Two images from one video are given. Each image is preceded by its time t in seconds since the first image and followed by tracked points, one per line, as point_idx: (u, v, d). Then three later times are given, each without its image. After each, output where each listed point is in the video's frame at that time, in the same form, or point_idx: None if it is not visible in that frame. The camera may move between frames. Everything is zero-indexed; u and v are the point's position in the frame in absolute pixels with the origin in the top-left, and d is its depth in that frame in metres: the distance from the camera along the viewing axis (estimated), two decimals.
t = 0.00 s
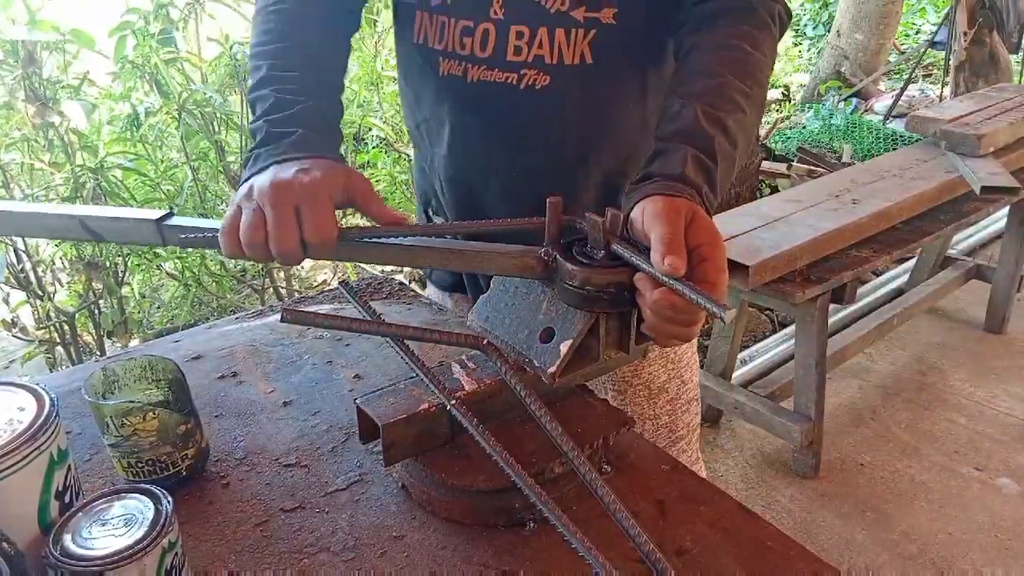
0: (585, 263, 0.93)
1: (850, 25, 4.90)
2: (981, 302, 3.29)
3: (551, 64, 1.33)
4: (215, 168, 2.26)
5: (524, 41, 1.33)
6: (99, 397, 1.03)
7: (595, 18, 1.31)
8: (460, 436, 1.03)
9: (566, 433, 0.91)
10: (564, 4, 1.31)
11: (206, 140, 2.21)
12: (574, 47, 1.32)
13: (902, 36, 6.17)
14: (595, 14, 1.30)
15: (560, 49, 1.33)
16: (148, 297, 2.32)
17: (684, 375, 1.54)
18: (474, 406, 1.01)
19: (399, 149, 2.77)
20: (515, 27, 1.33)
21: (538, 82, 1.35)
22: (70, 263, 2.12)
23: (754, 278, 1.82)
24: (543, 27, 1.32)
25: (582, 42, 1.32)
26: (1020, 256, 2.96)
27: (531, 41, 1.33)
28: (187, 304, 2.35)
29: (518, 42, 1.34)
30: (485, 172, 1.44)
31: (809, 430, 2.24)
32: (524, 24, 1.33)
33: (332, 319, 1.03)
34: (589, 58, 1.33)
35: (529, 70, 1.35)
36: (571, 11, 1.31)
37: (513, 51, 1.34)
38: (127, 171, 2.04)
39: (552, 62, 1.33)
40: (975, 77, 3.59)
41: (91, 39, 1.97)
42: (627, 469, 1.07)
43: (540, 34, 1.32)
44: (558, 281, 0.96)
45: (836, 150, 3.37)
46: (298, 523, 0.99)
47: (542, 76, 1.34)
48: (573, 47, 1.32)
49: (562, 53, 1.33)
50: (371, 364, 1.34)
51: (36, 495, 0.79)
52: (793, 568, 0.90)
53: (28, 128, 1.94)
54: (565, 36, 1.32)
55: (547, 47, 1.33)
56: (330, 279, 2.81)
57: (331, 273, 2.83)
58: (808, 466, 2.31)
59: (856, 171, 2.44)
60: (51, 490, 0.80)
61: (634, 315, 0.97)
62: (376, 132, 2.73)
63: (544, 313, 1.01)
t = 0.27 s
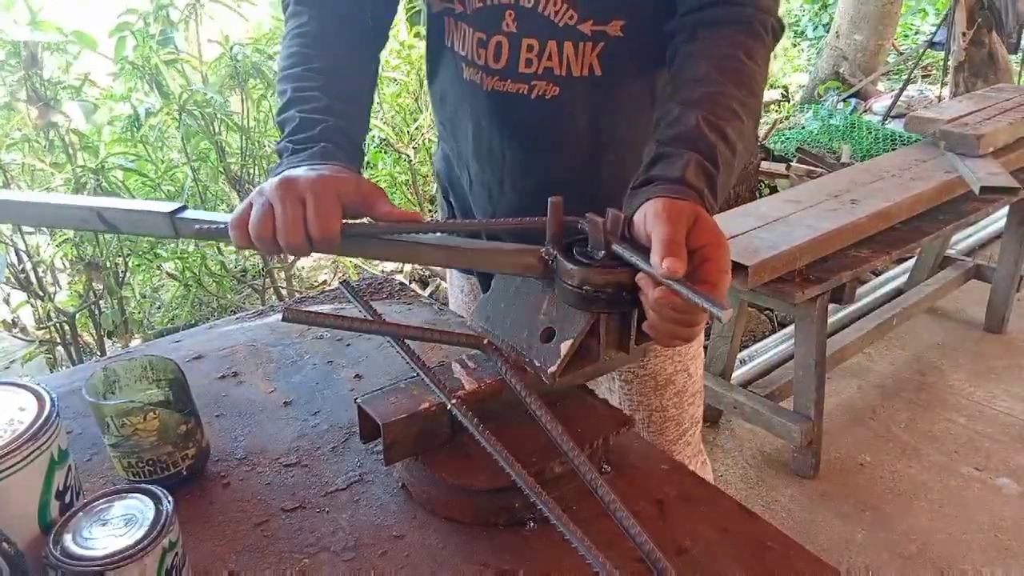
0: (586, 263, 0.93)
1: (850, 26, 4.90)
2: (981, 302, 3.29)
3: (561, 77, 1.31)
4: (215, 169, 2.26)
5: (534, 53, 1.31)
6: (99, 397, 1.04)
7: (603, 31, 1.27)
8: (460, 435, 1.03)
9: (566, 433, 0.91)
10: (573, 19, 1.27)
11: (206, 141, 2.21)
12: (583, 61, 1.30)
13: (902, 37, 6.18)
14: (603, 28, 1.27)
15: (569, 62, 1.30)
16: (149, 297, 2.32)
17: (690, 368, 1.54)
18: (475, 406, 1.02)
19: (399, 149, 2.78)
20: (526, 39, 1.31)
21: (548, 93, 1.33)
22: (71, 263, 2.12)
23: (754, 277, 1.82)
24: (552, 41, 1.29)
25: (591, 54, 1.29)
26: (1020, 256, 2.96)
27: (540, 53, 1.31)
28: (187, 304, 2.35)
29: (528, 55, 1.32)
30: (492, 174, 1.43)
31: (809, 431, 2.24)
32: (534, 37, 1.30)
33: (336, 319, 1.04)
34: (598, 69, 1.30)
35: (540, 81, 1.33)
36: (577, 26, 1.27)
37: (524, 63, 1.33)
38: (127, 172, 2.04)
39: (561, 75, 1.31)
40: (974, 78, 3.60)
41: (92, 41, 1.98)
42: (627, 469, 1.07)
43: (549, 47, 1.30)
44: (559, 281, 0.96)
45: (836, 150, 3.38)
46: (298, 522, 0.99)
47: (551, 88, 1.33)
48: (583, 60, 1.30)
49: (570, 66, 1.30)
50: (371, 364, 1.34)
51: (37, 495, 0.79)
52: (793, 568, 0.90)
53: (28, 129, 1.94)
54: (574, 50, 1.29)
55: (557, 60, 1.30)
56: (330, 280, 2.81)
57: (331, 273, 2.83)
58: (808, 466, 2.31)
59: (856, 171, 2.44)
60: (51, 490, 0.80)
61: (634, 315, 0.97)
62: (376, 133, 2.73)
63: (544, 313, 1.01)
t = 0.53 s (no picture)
0: (586, 263, 0.93)
1: (850, 25, 4.89)
2: (980, 302, 3.29)
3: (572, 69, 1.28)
4: (215, 168, 2.27)
5: (544, 46, 1.27)
6: (98, 397, 1.03)
7: (614, 20, 1.25)
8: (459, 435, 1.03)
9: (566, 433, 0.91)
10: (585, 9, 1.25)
11: (206, 140, 2.21)
12: (594, 52, 1.27)
13: (902, 36, 6.17)
14: (614, 16, 1.25)
15: (580, 54, 1.27)
16: (148, 296, 2.32)
17: (695, 375, 1.54)
18: (474, 406, 1.01)
19: (399, 148, 2.77)
20: (534, 32, 1.27)
21: (558, 87, 1.30)
22: (70, 262, 2.12)
23: (755, 277, 1.82)
24: (563, 33, 1.26)
25: (602, 45, 1.27)
26: (1020, 256, 2.96)
27: (551, 45, 1.27)
28: (187, 303, 2.35)
29: (537, 48, 1.28)
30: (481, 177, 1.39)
31: (809, 430, 2.24)
32: (544, 29, 1.27)
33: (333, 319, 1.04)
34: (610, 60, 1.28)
35: (550, 75, 1.29)
36: (588, 15, 1.25)
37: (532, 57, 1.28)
38: (127, 171, 2.04)
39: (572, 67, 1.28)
40: (974, 77, 3.60)
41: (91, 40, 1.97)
42: (627, 469, 1.07)
43: (560, 39, 1.26)
44: (559, 280, 0.96)
45: (837, 150, 3.37)
46: (297, 522, 0.99)
47: (562, 82, 1.29)
48: (594, 50, 1.27)
49: (581, 57, 1.27)
50: (371, 364, 1.34)
51: (36, 495, 0.78)
52: (793, 568, 0.90)
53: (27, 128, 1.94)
54: (585, 41, 1.26)
55: (568, 53, 1.27)
56: (330, 279, 2.81)
57: (331, 273, 2.82)
58: (808, 466, 2.31)
59: (857, 171, 2.43)
60: (50, 490, 0.80)
61: (634, 314, 0.97)
62: (376, 132, 2.73)
63: (543, 313, 1.01)
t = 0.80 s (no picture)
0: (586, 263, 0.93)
1: (850, 25, 4.90)
2: (980, 302, 3.29)
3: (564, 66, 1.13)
4: (216, 169, 2.27)
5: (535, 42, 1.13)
6: (99, 397, 1.04)
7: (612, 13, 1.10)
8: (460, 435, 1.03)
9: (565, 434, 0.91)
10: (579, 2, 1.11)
11: (206, 141, 2.21)
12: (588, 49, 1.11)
13: (902, 37, 6.18)
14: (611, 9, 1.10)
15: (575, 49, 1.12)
16: (149, 297, 2.33)
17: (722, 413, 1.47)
18: (474, 406, 1.02)
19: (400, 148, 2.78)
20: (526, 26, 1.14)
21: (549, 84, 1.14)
22: (71, 263, 2.12)
23: (754, 278, 1.82)
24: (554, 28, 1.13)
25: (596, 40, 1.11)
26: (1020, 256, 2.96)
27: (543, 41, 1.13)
28: (187, 304, 2.35)
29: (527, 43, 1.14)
30: (494, 188, 1.25)
31: (809, 431, 2.24)
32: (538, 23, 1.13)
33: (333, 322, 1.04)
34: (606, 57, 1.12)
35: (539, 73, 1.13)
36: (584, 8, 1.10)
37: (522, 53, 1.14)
38: (127, 172, 2.05)
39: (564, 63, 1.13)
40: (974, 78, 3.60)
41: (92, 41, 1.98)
42: (628, 470, 1.07)
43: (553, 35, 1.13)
44: (557, 280, 0.96)
45: (837, 150, 3.38)
46: (298, 523, 0.99)
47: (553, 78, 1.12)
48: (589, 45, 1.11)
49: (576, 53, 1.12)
50: (371, 364, 1.34)
51: (37, 495, 0.79)
52: (793, 568, 0.90)
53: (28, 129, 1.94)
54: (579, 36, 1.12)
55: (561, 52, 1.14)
56: (330, 280, 2.81)
57: (331, 274, 2.83)
58: (808, 466, 2.31)
59: (856, 171, 2.43)
60: (51, 490, 0.80)
61: (633, 312, 0.97)
62: (376, 133, 2.74)
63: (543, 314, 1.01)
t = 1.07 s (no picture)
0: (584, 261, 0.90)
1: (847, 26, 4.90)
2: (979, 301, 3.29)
3: (679, 93, 0.86)
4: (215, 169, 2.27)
5: (653, 57, 0.87)
6: (100, 397, 1.04)
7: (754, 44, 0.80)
8: (459, 436, 1.03)
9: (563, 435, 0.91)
10: (715, 23, 0.82)
11: (206, 141, 2.21)
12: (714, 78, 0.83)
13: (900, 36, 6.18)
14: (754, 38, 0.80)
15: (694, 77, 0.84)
16: (149, 297, 2.33)
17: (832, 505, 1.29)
18: (474, 406, 1.01)
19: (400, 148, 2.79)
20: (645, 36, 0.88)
21: (658, 112, 0.88)
22: (71, 263, 2.12)
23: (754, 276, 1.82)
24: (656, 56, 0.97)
25: (726, 70, 0.82)
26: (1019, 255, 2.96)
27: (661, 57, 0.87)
28: (188, 304, 2.35)
29: (646, 57, 0.88)
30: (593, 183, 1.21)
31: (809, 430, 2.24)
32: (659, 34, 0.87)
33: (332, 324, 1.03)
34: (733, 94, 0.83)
35: (650, 95, 0.89)
36: (718, 33, 0.82)
37: (639, 69, 0.89)
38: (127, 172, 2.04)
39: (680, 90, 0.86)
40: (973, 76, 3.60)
41: (92, 40, 1.97)
42: (627, 469, 1.07)
43: (673, 50, 0.86)
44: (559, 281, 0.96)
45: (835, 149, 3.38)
46: (298, 523, 0.99)
47: (665, 106, 0.87)
48: (714, 75, 0.83)
49: (696, 82, 0.84)
50: (372, 364, 1.34)
51: (37, 496, 0.79)
52: (794, 567, 0.91)
53: (28, 129, 1.94)
54: (701, 62, 0.84)
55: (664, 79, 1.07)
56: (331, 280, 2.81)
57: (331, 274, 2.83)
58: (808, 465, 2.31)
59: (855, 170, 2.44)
60: (51, 490, 0.80)
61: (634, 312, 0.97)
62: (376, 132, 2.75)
63: (541, 313, 1.01)
